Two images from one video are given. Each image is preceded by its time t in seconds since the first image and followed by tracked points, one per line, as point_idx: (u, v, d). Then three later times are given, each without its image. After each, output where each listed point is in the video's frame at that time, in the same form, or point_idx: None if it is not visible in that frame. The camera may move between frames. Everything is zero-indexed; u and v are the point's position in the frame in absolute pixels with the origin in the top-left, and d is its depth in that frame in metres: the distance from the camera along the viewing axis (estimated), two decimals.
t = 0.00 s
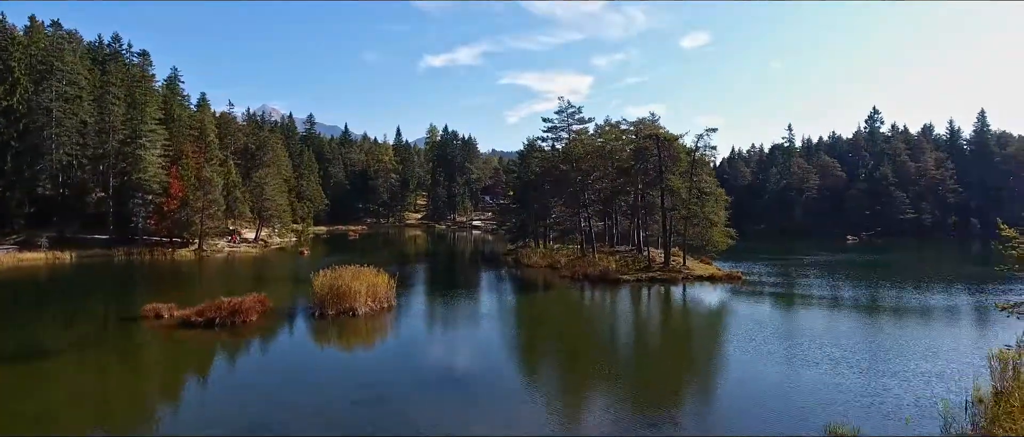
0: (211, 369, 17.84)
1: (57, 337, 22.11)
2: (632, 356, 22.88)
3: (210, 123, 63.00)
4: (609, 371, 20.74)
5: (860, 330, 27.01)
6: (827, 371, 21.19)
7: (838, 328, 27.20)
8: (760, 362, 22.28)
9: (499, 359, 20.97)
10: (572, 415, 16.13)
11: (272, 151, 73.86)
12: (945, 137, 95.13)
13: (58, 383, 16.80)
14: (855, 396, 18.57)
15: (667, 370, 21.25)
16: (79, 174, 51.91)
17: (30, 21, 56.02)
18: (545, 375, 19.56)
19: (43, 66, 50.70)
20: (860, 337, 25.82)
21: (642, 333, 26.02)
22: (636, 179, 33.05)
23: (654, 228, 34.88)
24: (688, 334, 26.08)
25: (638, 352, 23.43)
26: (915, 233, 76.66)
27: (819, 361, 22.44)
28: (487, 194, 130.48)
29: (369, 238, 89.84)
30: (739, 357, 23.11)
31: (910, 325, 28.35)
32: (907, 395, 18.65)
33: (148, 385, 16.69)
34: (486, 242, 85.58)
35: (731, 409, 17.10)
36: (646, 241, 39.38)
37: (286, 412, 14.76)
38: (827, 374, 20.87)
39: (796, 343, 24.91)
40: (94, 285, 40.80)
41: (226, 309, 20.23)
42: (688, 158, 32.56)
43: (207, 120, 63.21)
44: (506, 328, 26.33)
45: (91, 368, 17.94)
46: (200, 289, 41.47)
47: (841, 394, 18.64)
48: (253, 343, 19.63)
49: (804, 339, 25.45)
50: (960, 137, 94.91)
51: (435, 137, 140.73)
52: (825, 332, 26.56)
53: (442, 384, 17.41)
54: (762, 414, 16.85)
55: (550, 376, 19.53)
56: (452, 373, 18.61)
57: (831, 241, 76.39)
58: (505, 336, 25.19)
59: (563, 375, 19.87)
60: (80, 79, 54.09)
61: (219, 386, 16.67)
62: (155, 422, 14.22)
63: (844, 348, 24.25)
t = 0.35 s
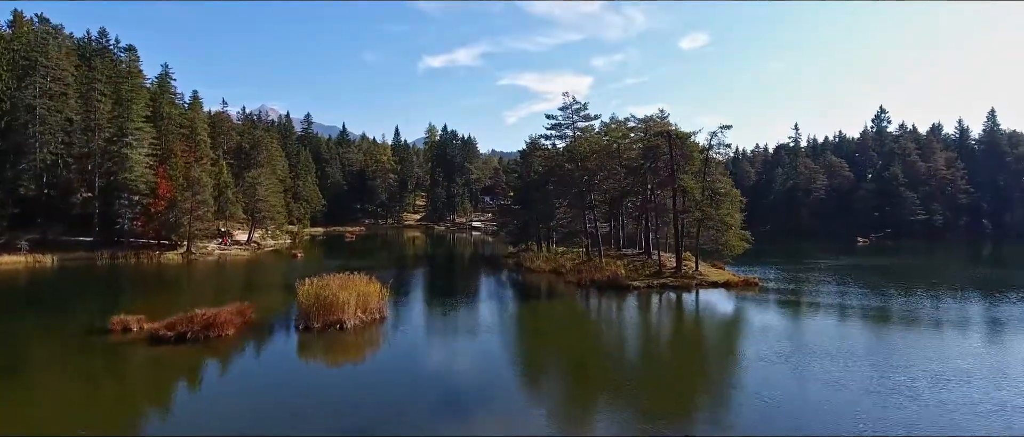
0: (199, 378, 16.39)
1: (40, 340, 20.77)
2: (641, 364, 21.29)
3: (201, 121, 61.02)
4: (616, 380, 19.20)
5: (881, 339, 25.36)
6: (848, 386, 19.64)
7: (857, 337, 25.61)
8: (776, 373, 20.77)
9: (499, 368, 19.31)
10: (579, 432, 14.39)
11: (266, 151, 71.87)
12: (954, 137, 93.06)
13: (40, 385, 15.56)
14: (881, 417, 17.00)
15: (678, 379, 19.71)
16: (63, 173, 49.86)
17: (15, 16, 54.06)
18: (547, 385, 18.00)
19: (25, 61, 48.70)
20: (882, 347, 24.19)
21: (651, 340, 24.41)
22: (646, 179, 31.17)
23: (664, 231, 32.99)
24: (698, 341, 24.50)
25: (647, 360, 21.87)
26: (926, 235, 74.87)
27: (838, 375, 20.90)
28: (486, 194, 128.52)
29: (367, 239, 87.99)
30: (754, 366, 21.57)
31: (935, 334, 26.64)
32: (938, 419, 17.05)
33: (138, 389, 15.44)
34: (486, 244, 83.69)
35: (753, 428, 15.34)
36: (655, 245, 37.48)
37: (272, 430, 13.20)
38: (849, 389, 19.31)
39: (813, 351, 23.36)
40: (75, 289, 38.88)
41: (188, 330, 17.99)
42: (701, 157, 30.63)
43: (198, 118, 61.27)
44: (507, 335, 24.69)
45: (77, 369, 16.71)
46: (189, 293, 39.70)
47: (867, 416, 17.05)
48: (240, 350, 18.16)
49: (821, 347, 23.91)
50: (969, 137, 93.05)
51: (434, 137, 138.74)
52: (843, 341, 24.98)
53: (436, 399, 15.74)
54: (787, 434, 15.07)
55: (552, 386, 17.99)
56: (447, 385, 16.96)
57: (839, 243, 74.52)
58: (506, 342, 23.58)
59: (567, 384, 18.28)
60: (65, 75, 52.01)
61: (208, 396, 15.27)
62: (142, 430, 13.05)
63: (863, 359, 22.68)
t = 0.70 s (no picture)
0: (191, 384, 14.79)
1: None
2: (652, 371, 19.71)
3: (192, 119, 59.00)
4: (625, 388, 17.66)
5: (904, 342, 23.81)
6: (876, 391, 18.12)
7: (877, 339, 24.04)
8: (795, 377, 19.27)
9: (500, 376, 17.72)
10: None
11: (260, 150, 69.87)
12: (964, 136, 91.06)
13: (5, 392, 14.06)
14: (918, 424, 15.47)
15: (694, 386, 18.17)
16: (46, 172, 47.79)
17: None
18: (551, 394, 16.42)
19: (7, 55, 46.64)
20: (906, 350, 22.63)
21: (661, 346, 22.80)
22: (658, 176, 29.25)
23: (678, 231, 30.94)
24: (711, 345, 22.95)
25: (658, 367, 20.33)
26: (938, 236, 72.95)
27: (863, 378, 19.35)
28: (486, 194, 126.54)
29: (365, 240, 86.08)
30: (773, 370, 20.04)
31: (961, 338, 25.03)
32: (983, 428, 15.51)
33: (117, 400, 13.74)
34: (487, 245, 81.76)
35: None
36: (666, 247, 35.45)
37: None
38: (883, 398, 17.45)
39: (832, 355, 21.82)
40: (55, 292, 36.92)
41: (159, 336, 16.00)
42: (717, 153, 28.65)
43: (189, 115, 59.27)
44: (511, 341, 22.96)
45: (47, 377, 14.89)
46: (173, 297, 37.70)
47: (903, 423, 15.50)
48: (225, 360, 16.34)
49: (841, 351, 22.35)
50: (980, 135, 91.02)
51: (433, 137, 136.78)
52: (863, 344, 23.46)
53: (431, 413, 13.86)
54: None
55: (557, 395, 16.41)
56: (443, 395, 15.40)
57: (849, 245, 72.55)
58: (507, 349, 21.94)
59: (573, 393, 16.72)
60: (48, 70, 50.00)
61: (201, 404, 13.78)
62: None
63: (887, 363, 21.14)
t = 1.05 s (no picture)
0: (174, 397, 12.99)
1: None
2: (666, 376, 18.21)
3: (182, 115, 57.02)
4: (637, 393, 16.18)
5: (933, 344, 22.21)
6: (908, 396, 16.66)
7: (908, 345, 22.03)
8: (818, 381, 17.82)
9: (502, 389, 15.61)
10: None
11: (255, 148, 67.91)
12: (976, 134, 89.04)
13: None
14: None
15: (713, 391, 16.67)
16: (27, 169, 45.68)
17: None
18: (559, 402, 14.91)
19: None
20: (936, 352, 21.09)
21: (674, 349, 21.29)
22: (673, 172, 27.31)
23: (695, 231, 28.89)
24: (727, 347, 21.48)
25: (672, 370, 18.84)
26: (951, 237, 71.04)
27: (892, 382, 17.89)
28: (486, 194, 124.63)
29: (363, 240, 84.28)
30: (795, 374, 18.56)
31: (996, 340, 23.32)
32: None
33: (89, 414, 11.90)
34: (488, 246, 79.88)
35: None
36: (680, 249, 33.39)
37: None
38: (932, 412, 15.38)
39: (856, 357, 20.34)
40: (36, 295, 34.94)
41: (137, 338, 14.16)
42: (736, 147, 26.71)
43: (179, 112, 57.42)
44: (516, 347, 21.16)
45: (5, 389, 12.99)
46: (158, 299, 35.67)
47: (947, 432, 14.00)
48: (204, 373, 14.41)
49: (865, 354, 20.85)
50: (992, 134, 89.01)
51: (433, 136, 134.88)
52: (889, 345, 21.90)
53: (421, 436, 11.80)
54: None
55: (564, 402, 14.93)
56: (440, 403, 13.83)
57: (861, 245, 70.60)
58: (510, 354, 20.35)
59: (581, 407, 14.63)
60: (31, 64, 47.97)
61: (174, 418, 12.02)
62: None
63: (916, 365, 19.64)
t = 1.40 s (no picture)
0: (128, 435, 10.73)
1: None
2: (682, 385, 16.68)
3: (173, 112, 54.80)
4: (652, 405, 14.70)
5: (975, 349, 20.48)
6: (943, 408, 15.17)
7: (967, 357, 19.56)
8: (863, 397, 15.77)
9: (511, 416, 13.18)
10: None
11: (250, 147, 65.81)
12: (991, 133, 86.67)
13: None
14: None
15: (735, 402, 15.16)
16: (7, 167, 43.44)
17: None
18: (567, 421, 13.15)
19: None
20: (979, 357, 19.38)
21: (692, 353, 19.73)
22: (696, 170, 25.12)
23: (719, 234, 26.44)
24: (749, 351, 19.93)
25: (688, 378, 17.35)
26: (968, 238, 68.84)
27: (924, 391, 16.39)
28: (488, 194, 122.38)
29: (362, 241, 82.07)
30: (819, 382, 17.09)
31: None
32: None
33: None
34: (490, 248, 77.64)
35: None
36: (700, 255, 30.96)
37: None
38: None
39: (887, 362, 18.75)
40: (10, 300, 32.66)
41: (86, 362, 12.12)
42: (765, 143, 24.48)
43: (168, 107, 54.91)
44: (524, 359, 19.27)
45: None
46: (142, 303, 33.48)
47: None
48: (167, 404, 12.14)
49: (898, 357, 19.24)
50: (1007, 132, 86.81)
51: (433, 135, 132.63)
52: (921, 349, 20.29)
53: None
54: None
55: (571, 417, 13.39)
56: (434, 423, 12.23)
57: (875, 246, 68.36)
58: (518, 367, 18.24)
59: None
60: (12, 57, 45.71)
61: None
62: None
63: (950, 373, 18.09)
